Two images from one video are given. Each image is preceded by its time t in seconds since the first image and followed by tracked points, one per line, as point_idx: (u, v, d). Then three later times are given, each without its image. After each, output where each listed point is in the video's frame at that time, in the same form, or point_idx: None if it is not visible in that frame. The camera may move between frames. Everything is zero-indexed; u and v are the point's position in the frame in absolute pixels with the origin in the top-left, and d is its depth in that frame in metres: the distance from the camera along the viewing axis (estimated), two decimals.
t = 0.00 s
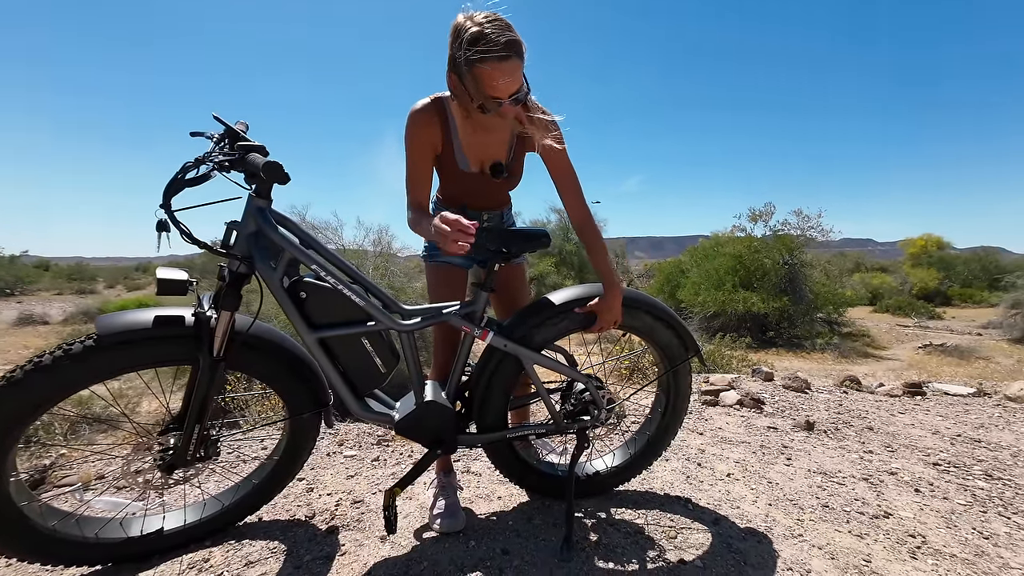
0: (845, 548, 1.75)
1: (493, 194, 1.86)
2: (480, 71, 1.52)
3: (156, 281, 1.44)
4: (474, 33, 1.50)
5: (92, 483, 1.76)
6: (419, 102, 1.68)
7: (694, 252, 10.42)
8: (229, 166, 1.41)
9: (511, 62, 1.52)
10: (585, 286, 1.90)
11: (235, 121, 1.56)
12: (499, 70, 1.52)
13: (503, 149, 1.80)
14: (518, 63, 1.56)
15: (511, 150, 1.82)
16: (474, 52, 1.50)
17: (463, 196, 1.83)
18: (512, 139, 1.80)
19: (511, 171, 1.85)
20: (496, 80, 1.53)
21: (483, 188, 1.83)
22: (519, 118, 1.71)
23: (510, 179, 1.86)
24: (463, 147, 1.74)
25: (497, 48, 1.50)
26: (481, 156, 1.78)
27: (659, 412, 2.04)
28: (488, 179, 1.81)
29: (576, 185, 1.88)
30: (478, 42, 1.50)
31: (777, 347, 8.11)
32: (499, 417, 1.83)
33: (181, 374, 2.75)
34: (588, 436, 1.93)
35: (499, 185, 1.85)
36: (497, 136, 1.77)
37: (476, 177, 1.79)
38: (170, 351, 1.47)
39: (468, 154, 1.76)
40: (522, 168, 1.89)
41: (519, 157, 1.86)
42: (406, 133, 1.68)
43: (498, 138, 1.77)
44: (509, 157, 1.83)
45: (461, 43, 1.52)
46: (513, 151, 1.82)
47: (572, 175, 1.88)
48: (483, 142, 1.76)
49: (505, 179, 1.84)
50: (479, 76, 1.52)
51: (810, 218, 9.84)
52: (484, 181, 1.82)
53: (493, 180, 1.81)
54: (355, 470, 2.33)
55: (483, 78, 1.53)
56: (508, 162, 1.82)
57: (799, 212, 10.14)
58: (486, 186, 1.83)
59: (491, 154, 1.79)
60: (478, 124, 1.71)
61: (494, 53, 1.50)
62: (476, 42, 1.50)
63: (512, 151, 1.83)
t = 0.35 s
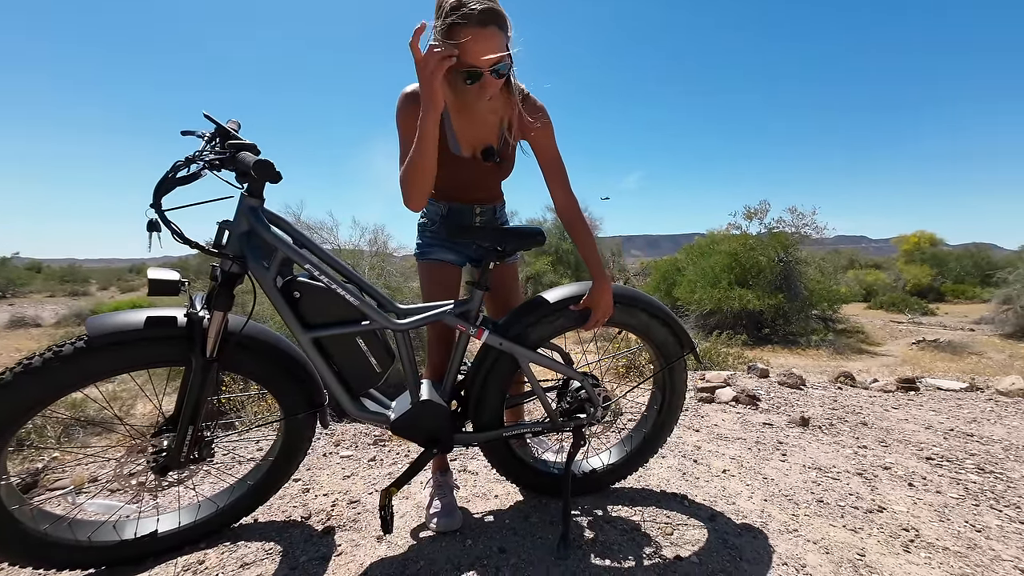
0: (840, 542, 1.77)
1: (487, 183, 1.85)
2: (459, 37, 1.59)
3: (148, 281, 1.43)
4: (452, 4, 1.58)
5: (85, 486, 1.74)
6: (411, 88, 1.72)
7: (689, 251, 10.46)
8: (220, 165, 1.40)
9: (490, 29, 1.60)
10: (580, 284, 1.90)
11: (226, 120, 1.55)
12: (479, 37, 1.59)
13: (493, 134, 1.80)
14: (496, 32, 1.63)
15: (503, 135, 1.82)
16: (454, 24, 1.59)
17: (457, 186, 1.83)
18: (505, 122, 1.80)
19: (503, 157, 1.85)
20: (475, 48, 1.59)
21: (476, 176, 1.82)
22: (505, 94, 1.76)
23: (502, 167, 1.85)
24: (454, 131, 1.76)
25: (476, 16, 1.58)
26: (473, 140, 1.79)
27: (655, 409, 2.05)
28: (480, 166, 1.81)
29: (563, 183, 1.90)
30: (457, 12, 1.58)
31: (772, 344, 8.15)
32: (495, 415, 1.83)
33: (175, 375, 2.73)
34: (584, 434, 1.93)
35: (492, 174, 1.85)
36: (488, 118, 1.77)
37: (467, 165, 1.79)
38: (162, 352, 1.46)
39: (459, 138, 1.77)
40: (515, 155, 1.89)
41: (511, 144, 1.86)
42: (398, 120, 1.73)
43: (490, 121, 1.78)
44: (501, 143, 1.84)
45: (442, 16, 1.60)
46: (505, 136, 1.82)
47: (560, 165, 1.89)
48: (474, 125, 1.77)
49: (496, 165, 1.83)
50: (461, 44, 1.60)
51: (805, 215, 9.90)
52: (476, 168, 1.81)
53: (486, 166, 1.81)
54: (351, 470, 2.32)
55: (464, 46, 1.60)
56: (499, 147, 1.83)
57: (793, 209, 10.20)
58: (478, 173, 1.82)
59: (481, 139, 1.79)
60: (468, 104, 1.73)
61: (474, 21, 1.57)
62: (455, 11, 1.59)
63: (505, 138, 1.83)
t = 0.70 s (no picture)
0: (835, 542, 1.77)
1: (481, 183, 1.85)
2: (437, 9, 1.61)
3: (138, 285, 1.41)
4: None
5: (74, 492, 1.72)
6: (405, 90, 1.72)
7: (685, 251, 10.51)
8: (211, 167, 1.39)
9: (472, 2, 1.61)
10: (575, 285, 1.90)
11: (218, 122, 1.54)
12: (461, 10, 1.60)
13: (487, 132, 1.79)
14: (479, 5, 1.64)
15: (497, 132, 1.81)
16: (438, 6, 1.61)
17: (451, 187, 1.83)
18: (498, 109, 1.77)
19: (497, 155, 1.85)
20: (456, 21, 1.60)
21: (469, 177, 1.82)
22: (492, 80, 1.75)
23: (496, 166, 1.85)
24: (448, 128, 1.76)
25: None
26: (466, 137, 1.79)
27: (650, 411, 2.05)
28: (474, 165, 1.82)
29: (554, 184, 1.89)
30: None
31: (768, 344, 8.20)
32: (490, 418, 1.82)
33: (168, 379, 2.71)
34: (580, 436, 1.92)
35: (485, 173, 1.84)
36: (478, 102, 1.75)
37: (459, 164, 1.80)
38: (153, 356, 1.44)
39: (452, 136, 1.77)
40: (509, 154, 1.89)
41: (504, 141, 1.84)
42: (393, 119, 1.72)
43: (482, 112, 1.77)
44: (494, 139, 1.82)
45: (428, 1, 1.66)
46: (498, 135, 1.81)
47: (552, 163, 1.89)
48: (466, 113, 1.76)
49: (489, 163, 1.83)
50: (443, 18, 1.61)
51: (799, 215, 9.98)
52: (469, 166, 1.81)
53: (479, 164, 1.81)
54: (346, 474, 2.30)
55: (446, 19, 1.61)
56: (492, 145, 1.82)
57: (788, 210, 10.28)
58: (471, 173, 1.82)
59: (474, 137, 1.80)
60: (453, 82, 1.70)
61: None
62: None
63: (498, 131, 1.80)
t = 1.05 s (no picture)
0: (827, 542, 1.78)
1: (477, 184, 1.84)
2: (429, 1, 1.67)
3: (124, 289, 1.40)
4: None
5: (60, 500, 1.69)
6: (407, 84, 1.70)
7: (679, 252, 10.57)
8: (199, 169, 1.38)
9: None
10: (568, 287, 1.90)
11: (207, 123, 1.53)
12: None
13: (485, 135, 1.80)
14: None
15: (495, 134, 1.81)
16: None
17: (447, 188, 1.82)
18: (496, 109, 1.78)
19: (494, 157, 1.83)
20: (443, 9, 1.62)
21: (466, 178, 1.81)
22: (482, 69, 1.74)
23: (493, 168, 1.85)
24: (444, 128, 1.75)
25: None
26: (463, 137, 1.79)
27: (644, 412, 2.05)
28: (471, 167, 1.80)
29: (552, 186, 1.91)
30: None
31: (761, 344, 8.26)
32: (483, 421, 1.82)
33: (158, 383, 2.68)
34: (573, 439, 1.92)
35: (481, 176, 1.83)
36: (474, 98, 1.76)
37: (457, 165, 1.78)
38: (141, 361, 1.42)
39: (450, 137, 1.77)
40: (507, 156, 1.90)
41: (502, 144, 1.84)
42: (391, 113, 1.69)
43: (479, 112, 1.78)
44: (492, 141, 1.82)
45: None
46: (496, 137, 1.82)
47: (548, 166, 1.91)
48: (463, 116, 1.77)
49: (486, 165, 1.82)
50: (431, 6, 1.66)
51: (791, 216, 10.08)
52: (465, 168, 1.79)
53: (477, 166, 1.80)
54: (339, 478, 2.28)
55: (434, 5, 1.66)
56: (490, 147, 1.82)
57: (780, 211, 10.39)
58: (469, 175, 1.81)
59: (472, 139, 1.80)
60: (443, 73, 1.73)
61: None
62: None
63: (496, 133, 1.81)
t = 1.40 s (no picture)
0: (819, 542, 1.79)
1: (474, 188, 1.83)
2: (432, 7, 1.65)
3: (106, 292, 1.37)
4: None
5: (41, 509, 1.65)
6: (412, 80, 1.70)
7: (672, 253, 10.63)
8: (183, 171, 1.36)
9: None
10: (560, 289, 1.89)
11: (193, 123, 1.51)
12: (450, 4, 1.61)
13: (485, 139, 1.80)
14: None
15: (494, 139, 1.80)
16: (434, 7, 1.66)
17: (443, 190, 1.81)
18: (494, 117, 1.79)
19: (492, 163, 1.82)
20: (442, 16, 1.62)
21: (463, 181, 1.80)
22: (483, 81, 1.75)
23: (491, 172, 1.83)
24: (444, 127, 1.74)
25: None
26: (462, 142, 1.78)
27: (637, 414, 2.04)
28: (470, 170, 1.78)
29: (552, 195, 1.90)
30: None
31: (753, 344, 8.32)
32: (475, 423, 1.80)
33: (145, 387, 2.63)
34: (566, 441, 1.91)
35: (479, 181, 1.82)
36: (474, 105, 1.77)
37: (457, 169, 1.77)
38: (125, 366, 1.39)
39: (450, 140, 1.75)
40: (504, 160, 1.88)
41: (501, 149, 1.83)
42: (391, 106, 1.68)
43: (479, 118, 1.79)
44: (491, 146, 1.81)
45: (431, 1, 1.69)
46: (496, 142, 1.81)
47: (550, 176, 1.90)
48: (462, 122, 1.76)
49: (485, 171, 1.80)
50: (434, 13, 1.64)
51: (782, 218, 10.20)
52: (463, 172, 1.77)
53: (476, 171, 1.78)
54: (330, 483, 2.25)
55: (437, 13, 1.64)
56: (490, 152, 1.80)
57: (771, 212, 10.51)
58: (468, 179, 1.80)
59: (472, 143, 1.79)
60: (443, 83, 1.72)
61: None
62: None
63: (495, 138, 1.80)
